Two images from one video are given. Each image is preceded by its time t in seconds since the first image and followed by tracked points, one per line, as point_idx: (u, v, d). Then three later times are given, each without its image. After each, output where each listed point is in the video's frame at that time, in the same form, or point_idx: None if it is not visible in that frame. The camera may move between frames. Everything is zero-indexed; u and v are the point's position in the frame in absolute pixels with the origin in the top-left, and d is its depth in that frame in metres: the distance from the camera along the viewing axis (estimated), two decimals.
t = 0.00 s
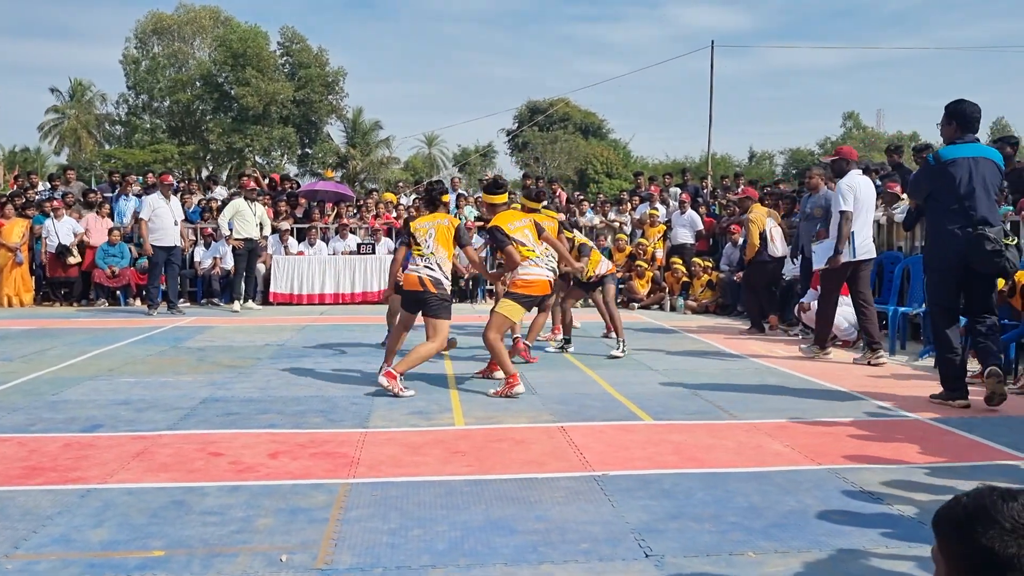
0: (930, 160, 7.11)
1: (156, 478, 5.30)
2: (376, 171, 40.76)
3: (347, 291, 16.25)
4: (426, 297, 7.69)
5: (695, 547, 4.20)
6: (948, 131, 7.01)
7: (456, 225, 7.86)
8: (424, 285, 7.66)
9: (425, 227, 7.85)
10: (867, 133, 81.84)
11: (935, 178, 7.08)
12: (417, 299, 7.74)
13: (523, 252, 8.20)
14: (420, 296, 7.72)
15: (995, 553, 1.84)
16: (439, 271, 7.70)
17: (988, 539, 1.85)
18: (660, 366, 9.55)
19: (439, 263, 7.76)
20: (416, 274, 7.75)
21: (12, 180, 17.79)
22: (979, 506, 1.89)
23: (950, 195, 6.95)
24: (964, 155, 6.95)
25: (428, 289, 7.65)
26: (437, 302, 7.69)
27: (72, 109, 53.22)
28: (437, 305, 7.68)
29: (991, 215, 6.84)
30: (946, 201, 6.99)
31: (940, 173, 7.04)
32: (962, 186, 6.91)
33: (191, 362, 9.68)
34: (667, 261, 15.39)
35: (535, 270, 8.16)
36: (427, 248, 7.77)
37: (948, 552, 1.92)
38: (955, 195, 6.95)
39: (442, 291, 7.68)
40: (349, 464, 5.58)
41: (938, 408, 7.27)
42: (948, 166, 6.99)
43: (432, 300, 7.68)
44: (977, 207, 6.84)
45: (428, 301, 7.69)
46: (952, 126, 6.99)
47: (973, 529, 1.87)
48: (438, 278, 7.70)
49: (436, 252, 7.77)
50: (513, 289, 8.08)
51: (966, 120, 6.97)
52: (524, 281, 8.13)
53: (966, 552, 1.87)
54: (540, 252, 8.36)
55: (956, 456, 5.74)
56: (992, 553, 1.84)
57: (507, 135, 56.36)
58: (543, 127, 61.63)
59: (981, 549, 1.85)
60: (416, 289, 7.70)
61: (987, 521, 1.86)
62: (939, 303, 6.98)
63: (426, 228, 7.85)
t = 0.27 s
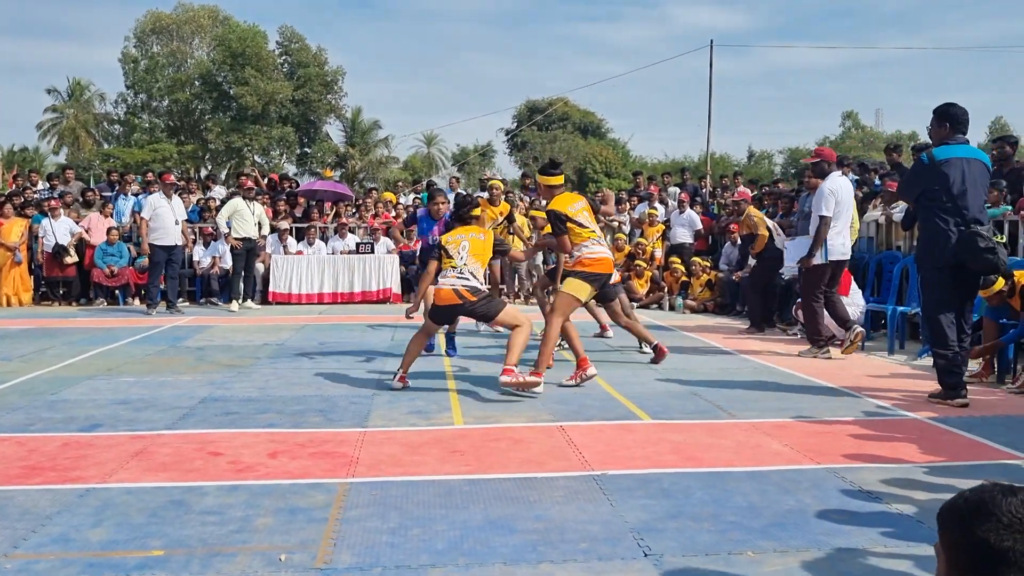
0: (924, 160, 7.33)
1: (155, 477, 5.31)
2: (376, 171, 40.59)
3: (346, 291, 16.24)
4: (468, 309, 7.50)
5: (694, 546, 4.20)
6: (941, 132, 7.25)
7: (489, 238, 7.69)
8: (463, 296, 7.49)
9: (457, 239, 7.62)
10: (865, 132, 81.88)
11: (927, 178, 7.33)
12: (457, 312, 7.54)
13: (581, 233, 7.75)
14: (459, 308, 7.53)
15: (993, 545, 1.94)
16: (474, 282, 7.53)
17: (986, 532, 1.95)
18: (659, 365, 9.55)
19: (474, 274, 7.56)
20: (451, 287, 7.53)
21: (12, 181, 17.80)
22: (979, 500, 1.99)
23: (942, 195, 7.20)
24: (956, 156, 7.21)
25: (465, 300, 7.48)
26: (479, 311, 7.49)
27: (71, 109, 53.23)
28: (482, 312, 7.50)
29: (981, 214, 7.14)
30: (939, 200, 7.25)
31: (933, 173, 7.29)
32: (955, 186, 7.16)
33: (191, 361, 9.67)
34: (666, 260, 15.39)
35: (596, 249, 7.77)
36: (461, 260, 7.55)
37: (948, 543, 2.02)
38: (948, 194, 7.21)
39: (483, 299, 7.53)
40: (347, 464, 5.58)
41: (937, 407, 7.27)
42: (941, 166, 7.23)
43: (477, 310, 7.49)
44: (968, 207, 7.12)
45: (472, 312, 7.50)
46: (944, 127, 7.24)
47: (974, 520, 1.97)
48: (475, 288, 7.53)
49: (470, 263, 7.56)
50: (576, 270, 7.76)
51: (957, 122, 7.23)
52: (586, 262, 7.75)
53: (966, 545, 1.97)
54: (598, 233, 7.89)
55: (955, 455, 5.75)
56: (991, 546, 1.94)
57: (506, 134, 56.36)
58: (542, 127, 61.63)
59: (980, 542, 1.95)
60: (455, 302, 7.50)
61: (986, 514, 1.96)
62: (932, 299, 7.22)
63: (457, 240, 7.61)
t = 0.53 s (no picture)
0: (920, 160, 7.35)
1: (154, 476, 5.30)
2: (375, 169, 40.51)
3: (345, 289, 16.23)
4: (559, 303, 7.16)
5: (693, 544, 4.20)
6: (938, 133, 7.30)
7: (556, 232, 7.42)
8: (553, 290, 7.14)
9: (526, 236, 7.29)
10: (864, 130, 81.90)
11: (923, 177, 7.34)
12: (546, 308, 7.17)
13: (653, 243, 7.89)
14: (548, 304, 7.17)
15: (996, 538, 1.95)
16: (558, 276, 7.23)
17: (991, 526, 1.97)
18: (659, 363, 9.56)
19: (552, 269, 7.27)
20: (535, 284, 7.17)
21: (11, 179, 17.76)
22: (985, 493, 2.01)
23: (939, 194, 7.22)
24: (953, 158, 7.26)
25: (556, 294, 7.14)
26: (570, 304, 7.17)
27: (69, 108, 53.19)
28: (572, 305, 7.18)
29: (974, 216, 7.21)
30: (935, 199, 7.26)
31: (930, 173, 7.31)
32: (952, 186, 7.19)
33: (189, 360, 9.66)
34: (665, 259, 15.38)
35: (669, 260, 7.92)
36: (536, 255, 7.25)
37: (953, 537, 2.03)
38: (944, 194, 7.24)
39: (571, 291, 7.22)
40: (347, 462, 5.58)
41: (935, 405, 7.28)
42: (939, 166, 7.26)
43: (568, 303, 7.17)
44: (964, 207, 7.17)
45: (561, 306, 7.16)
46: (943, 129, 7.30)
47: (979, 513, 1.99)
48: (560, 281, 7.22)
49: (547, 259, 7.28)
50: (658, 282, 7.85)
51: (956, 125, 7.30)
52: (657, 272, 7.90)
53: (971, 538, 1.98)
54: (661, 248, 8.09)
55: (954, 453, 5.76)
56: (993, 539, 1.95)
57: (505, 133, 56.33)
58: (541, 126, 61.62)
59: (984, 535, 1.96)
60: (546, 298, 7.14)
61: (992, 508, 1.98)
62: (927, 299, 7.23)
63: (528, 236, 7.28)
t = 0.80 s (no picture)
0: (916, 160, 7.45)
1: (153, 475, 5.29)
2: (374, 168, 40.42)
3: (345, 288, 16.23)
4: (650, 324, 6.90)
5: (693, 544, 4.20)
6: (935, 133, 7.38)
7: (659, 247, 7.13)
8: (646, 310, 6.89)
9: (627, 250, 7.01)
10: (864, 129, 81.91)
11: (920, 177, 7.42)
12: (637, 326, 6.91)
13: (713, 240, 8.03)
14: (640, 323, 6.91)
15: (1001, 535, 1.95)
16: (653, 295, 6.97)
17: (996, 523, 1.97)
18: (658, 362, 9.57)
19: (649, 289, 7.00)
20: (629, 301, 6.92)
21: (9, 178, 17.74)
22: (992, 492, 2.02)
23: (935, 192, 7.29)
24: (948, 156, 7.34)
25: (649, 314, 6.89)
26: (661, 326, 6.91)
27: (68, 106, 53.15)
28: (663, 326, 6.91)
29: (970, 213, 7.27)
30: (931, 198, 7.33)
31: (926, 172, 7.39)
32: (947, 184, 7.26)
33: (189, 359, 9.66)
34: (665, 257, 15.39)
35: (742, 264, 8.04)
36: (636, 273, 6.98)
37: (959, 534, 2.04)
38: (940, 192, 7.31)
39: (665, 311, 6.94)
40: (346, 461, 5.57)
41: (934, 405, 7.27)
42: (935, 165, 7.34)
43: (659, 324, 6.90)
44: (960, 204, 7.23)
45: (652, 326, 6.90)
46: (937, 131, 7.40)
47: (987, 510, 2.00)
48: (654, 301, 6.96)
49: (646, 277, 7.00)
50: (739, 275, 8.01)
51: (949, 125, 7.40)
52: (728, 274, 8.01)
53: (976, 536, 1.98)
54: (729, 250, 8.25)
55: (954, 452, 5.76)
56: (998, 537, 1.95)
57: (504, 132, 56.34)
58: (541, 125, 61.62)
59: (989, 532, 1.96)
60: (638, 317, 6.88)
61: (999, 506, 1.99)
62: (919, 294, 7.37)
63: (630, 252, 7.01)
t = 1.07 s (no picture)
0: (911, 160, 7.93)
1: (152, 476, 5.29)
2: (373, 168, 40.35)
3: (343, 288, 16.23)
4: (718, 291, 7.15)
5: (692, 543, 4.20)
6: (926, 135, 7.87)
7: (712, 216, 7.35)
8: (718, 277, 7.12)
9: (688, 219, 7.12)
10: (863, 129, 81.96)
11: (915, 176, 7.91)
12: (705, 294, 7.12)
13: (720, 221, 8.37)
14: (710, 290, 7.11)
15: (1000, 534, 1.95)
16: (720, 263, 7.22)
17: (995, 522, 1.97)
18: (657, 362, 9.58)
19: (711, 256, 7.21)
20: (699, 268, 7.10)
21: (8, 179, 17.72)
22: (992, 491, 2.03)
23: (930, 191, 7.81)
24: (942, 156, 7.84)
25: (720, 282, 7.13)
26: (729, 295, 7.21)
27: (66, 106, 53.16)
28: (728, 299, 7.19)
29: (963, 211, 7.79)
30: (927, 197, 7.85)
31: (921, 172, 7.87)
32: (942, 184, 7.78)
33: (188, 360, 9.66)
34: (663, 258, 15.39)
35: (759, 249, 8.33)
36: (701, 240, 7.13)
37: (959, 533, 2.03)
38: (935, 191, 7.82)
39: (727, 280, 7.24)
40: (345, 461, 5.57)
41: (933, 404, 7.28)
42: (930, 165, 7.83)
43: (726, 293, 7.19)
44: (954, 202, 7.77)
45: (721, 295, 7.17)
46: (929, 132, 7.91)
47: (987, 510, 2.00)
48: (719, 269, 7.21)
49: (709, 245, 7.19)
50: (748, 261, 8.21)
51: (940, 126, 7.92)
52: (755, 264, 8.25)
53: (975, 535, 1.98)
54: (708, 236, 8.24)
55: (952, 451, 5.77)
56: (997, 535, 1.96)
57: (503, 132, 56.32)
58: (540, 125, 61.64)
59: (988, 531, 1.97)
60: (711, 284, 7.09)
61: (998, 505, 1.99)
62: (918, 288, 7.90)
63: (693, 220, 7.13)
